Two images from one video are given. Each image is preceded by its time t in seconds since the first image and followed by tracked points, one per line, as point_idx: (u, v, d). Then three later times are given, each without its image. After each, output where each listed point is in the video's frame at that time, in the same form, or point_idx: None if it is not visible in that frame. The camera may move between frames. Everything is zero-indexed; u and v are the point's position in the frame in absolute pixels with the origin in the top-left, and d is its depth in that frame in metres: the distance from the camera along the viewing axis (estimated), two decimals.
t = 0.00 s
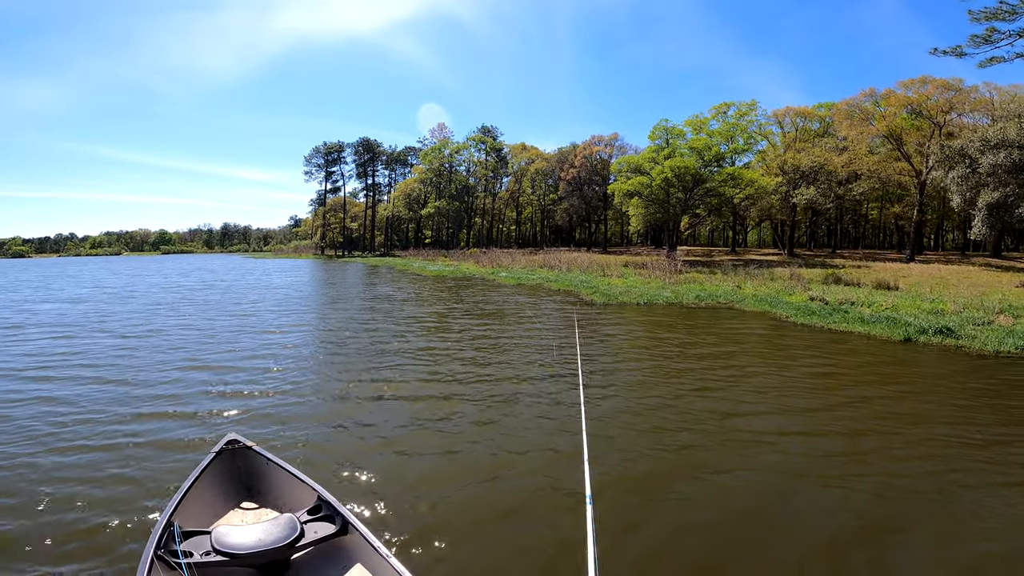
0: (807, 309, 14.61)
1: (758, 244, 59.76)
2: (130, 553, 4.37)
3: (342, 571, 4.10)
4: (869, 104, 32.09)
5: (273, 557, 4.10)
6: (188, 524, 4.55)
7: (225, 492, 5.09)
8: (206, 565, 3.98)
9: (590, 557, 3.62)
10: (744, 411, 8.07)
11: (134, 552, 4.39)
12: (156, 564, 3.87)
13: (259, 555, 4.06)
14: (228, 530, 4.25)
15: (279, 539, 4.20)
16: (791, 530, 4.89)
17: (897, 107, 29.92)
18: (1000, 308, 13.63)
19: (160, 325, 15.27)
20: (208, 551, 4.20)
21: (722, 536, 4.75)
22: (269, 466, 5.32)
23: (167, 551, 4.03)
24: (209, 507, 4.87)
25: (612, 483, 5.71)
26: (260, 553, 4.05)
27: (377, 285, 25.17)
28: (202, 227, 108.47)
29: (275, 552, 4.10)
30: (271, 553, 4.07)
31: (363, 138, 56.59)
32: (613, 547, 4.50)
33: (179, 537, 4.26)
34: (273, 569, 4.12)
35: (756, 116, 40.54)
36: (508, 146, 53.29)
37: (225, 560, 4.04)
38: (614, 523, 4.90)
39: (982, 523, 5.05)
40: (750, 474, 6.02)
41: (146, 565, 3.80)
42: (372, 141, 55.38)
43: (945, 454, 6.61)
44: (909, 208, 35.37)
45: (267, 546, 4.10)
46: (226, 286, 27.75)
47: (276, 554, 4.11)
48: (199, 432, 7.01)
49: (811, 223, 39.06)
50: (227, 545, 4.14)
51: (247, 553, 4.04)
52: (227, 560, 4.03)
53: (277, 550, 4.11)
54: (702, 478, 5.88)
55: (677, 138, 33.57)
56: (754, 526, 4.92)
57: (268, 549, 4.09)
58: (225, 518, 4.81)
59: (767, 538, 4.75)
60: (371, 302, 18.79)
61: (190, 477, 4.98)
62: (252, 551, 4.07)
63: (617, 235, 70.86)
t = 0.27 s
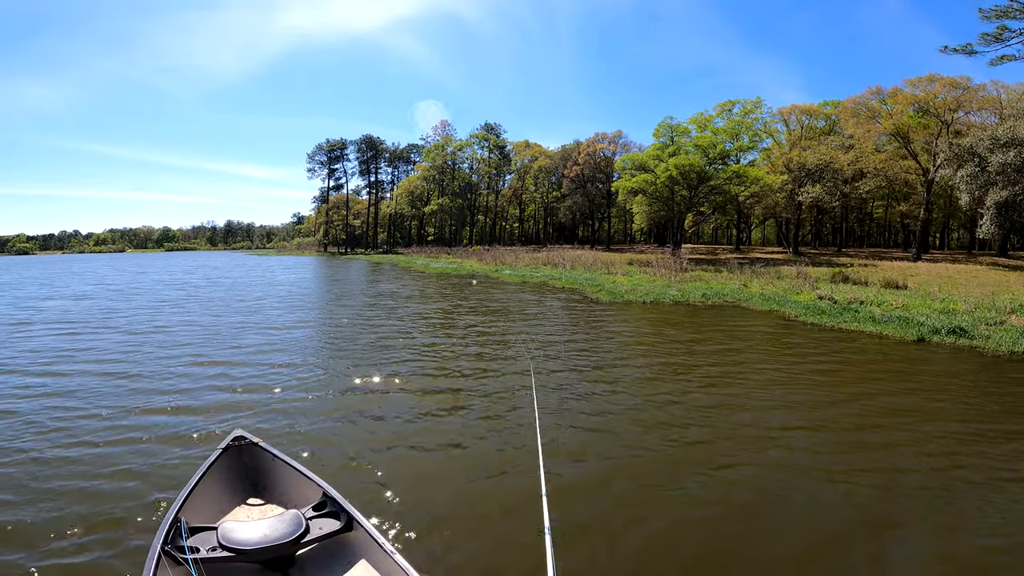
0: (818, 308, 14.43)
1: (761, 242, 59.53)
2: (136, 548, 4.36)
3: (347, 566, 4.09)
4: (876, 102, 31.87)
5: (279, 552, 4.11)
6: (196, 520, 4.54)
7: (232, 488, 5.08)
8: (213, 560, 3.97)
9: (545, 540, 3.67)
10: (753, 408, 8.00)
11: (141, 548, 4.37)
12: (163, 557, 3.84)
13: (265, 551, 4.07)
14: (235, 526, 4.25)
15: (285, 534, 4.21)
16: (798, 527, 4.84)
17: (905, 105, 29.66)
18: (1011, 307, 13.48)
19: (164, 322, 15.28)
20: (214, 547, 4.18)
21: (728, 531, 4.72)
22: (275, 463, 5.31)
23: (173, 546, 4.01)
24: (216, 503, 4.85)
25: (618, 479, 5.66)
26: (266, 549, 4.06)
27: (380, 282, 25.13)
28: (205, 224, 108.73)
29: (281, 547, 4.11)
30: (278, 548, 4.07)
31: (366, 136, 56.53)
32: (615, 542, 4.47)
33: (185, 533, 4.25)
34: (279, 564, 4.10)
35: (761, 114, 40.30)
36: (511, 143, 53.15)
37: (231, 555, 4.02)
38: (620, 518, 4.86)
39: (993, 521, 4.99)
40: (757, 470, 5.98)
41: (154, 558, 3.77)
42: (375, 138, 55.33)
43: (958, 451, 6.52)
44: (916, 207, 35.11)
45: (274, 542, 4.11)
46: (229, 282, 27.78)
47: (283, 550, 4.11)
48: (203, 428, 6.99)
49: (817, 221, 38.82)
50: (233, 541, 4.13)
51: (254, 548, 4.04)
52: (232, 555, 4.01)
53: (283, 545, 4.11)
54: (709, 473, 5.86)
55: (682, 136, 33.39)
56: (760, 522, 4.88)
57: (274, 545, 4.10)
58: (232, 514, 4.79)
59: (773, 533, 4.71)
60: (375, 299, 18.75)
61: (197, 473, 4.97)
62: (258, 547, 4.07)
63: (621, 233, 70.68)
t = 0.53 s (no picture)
0: (829, 310, 14.26)
1: (766, 243, 59.25)
2: (143, 547, 4.34)
3: (352, 566, 4.07)
4: (883, 102, 31.64)
5: (285, 552, 4.08)
6: (202, 519, 4.51)
7: (238, 486, 5.05)
8: (219, 559, 3.95)
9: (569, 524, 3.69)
10: (762, 411, 7.91)
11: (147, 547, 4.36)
12: (169, 557, 3.80)
13: (272, 550, 4.04)
14: (241, 524, 4.22)
15: (291, 533, 4.18)
16: (809, 532, 4.78)
17: (913, 104, 29.39)
18: None
19: (170, 321, 15.31)
20: (220, 546, 4.15)
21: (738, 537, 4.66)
22: (281, 461, 5.28)
23: (180, 544, 3.98)
24: (222, 501, 4.82)
25: (627, 483, 5.60)
26: (272, 548, 4.04)
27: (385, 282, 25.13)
28: (210, 223, 109.16)
29: (287, 547, 4.08)
30: (284, 548, 4.04)
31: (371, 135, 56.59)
32: (625, 547, 4.41)
33: (191, 531, 4.22)
34: (284, 564, 4.07)
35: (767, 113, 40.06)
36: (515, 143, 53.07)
37: (237, 555, 3.99)
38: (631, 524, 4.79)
39: (1009, 526, 4.91)
40: (768, 473, 5.92)
41: (159, 557, 3.74)
42: (379, 137, 55.38)
43: (972, 454, 6.42)
44: (924, 207, 34.82)
45: (280, 540, 4.08)
46: (234, 281, 27.83)
47: (288, 550, 4.09)
48: (210, 427, 6.98)
49: (823, 222, 38.57)
50: (239, 540, 4.10)
51: (260, 548, 4.01)
52: (238, 555, 3.98)
53: (289, 544, 4.09)
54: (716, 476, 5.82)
55: (687, 135, 33.23)
56: (772, 528, 4.81)
57: (280, 544, 4.07)
58: (238, 513, 4.77)
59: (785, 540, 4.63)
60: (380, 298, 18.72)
61: (203, 471, 4.94)
62: (264, 546, 4.05)
63: (625, 233, 70.50)
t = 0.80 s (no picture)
0: (844, 314, 14.01)
1: (775, 245, 58.80)
2: (148, 544, 4.31)
3: (356, 566, 4.04)
4: (896, 104, 31.27)
5: (289, 551, 4.07)
6: (207, 517, 4.50)
7: (244, 485, 5.04)
8: (224, 558, 3.93)
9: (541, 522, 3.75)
10: (774, 413, 7.78)
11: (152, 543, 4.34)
12: (173, 554, 3.78)
13: (275, 549, 4.02)
14: (246, 523, 4.19)
15: (296, 533, 4.17)
16: (823, 536, 4.68)
17: (927, 106, 28.97)
18: None
19: (179, 319, 15.39)
20: (225, 545, 4.14)
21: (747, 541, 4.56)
22: (288, 460, 5.27)
23: (185, 543, 3.96)
24: (228, 500, 4.82)
25: (636, 485, 5.52)
26: (276, 547, 4.02)
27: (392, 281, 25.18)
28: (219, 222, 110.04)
29: (292, 547, 4.07)
30: (289, 547, 4.04)
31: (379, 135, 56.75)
32: (633, 550, 4.34)
33: (196, 530, 4.20)
34: (288, 563, 4.06)
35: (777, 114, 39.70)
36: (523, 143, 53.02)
37: (242, 554, 3.98)
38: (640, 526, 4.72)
39: None
40: (779, 475, 5.82)
41: (164, 555, 3.71)
42: (387, 137, 55.53)
43: (992, 459, 6.27)
44: (938, 210, 34.36)
45: (285, 540, 4.06)
46: (242, 280, 27.98)
47: (293, 549, 4.08)
48: (217, 425, 6.96)
49: (834, 224, 38.16)
50: (243, 538, 4.09)
51: (264, 547, 4.00)
52: (242, 553, 3.97)
53: (294, 544, 4.08)
54: (727, 478, 5.74)
55: (697, 137, 32.99)
56: (785, 533, 4.70)
57: (285, 543, 4.06)
58: (244, 511, 4.76)
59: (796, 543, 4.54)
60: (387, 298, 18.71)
61: (210, 470, 4.94)
62: (269, 545, 4.04)
63: (632, 235, 70.22)
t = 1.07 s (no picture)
0: (859, 318, 13.81)
1: (783, 247, 58.34)
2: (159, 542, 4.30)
3: (365, 565, 4.04)
4: (909, 105, 30.92)
5: (299, 550, 4.07)
6: (218, 515, 4.50)
7: (255, 483, 5.05)
8: (234, 556, 3.93)
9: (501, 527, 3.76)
10: (788, 417, 7.68)
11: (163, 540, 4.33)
12: (184, 554, 3.76)
13: (284, 549, 4.02)
14: (256, 522, 4.20)
15: (305, 532, 4.17)
16: (836, 544, 4.61)
17: (941, 108, 28.50)
18: None
19: (189, 317, 15.48)
20: (235, 544, 4.14)
21: (755, 550, 4.52)
22: (298, 459, 5.28)
23: (196, 542, 3.95)
24: (239, 498, 4.83)
25: (645, 491, 5.49)
26: (286, 546, 4.01)
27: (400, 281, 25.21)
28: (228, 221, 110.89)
29: (301, 546, 4.06)
30: (298, 546, 4.03)
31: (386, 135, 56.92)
32: (643, 556, 4.30)
33: (207, 529, 4.19)
34: (298, 562, 4.04)
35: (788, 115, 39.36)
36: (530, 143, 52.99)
37: (252, 552, 3.97)
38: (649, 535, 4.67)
39: None
40: (793, 481, 5.75)
41: (174, 554, 3.69)
42: (394, 137, 55.67)
43: (1015, 466, 6.12)
44: (952, 213, 33.91)
45: (294, 538, 4.06)
46: (251, 279, 28.11)
47: (302, 548, 4.07)
48: (226, 423, 6.97)
49: (845, 227, 37.78)
50: (253, 537, 4.09)
51: (273, 546, 4.00)
52: (252, 552, 3.96)
53: (303, 543, 4.08)
54: (737, 484, 5.68)
55: (706, 138, 32.79)
56: (796, 541, 4.64)
57: (294, 542, 4.05)
58: (254, 510, 4.77)
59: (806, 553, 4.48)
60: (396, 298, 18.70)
61: (221, 467, 4.94)
62: (278, 545, 4.03)
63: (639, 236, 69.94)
